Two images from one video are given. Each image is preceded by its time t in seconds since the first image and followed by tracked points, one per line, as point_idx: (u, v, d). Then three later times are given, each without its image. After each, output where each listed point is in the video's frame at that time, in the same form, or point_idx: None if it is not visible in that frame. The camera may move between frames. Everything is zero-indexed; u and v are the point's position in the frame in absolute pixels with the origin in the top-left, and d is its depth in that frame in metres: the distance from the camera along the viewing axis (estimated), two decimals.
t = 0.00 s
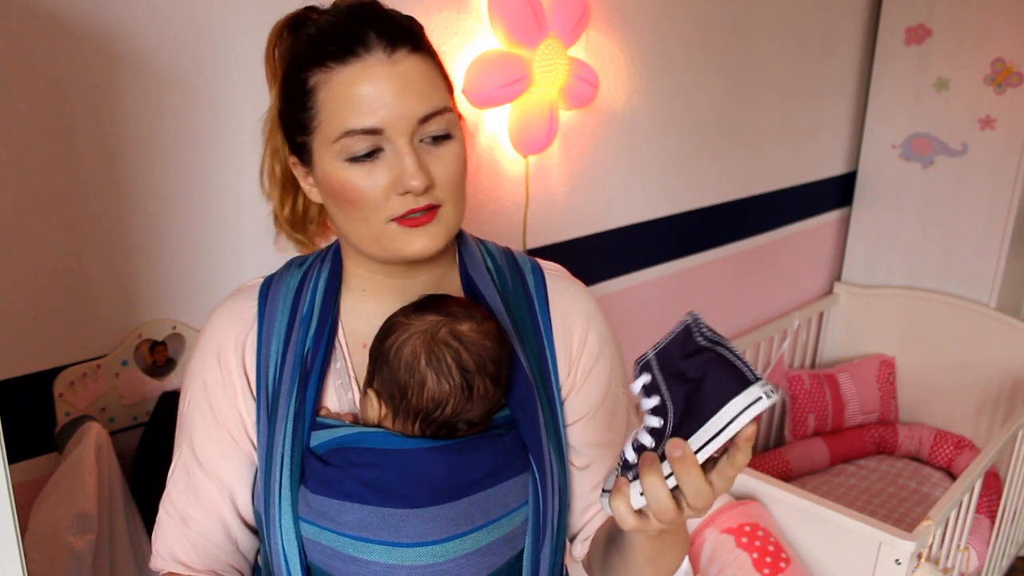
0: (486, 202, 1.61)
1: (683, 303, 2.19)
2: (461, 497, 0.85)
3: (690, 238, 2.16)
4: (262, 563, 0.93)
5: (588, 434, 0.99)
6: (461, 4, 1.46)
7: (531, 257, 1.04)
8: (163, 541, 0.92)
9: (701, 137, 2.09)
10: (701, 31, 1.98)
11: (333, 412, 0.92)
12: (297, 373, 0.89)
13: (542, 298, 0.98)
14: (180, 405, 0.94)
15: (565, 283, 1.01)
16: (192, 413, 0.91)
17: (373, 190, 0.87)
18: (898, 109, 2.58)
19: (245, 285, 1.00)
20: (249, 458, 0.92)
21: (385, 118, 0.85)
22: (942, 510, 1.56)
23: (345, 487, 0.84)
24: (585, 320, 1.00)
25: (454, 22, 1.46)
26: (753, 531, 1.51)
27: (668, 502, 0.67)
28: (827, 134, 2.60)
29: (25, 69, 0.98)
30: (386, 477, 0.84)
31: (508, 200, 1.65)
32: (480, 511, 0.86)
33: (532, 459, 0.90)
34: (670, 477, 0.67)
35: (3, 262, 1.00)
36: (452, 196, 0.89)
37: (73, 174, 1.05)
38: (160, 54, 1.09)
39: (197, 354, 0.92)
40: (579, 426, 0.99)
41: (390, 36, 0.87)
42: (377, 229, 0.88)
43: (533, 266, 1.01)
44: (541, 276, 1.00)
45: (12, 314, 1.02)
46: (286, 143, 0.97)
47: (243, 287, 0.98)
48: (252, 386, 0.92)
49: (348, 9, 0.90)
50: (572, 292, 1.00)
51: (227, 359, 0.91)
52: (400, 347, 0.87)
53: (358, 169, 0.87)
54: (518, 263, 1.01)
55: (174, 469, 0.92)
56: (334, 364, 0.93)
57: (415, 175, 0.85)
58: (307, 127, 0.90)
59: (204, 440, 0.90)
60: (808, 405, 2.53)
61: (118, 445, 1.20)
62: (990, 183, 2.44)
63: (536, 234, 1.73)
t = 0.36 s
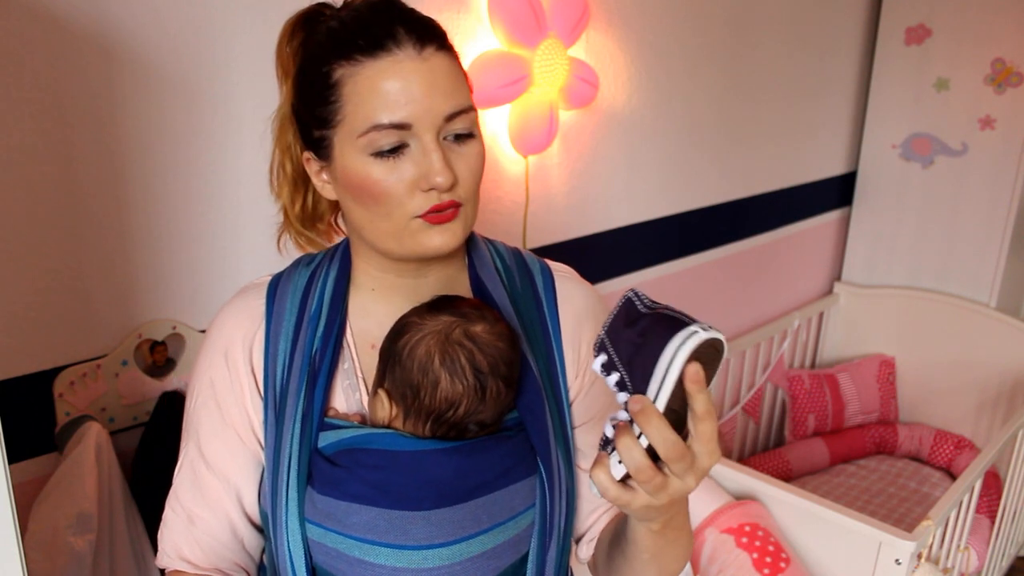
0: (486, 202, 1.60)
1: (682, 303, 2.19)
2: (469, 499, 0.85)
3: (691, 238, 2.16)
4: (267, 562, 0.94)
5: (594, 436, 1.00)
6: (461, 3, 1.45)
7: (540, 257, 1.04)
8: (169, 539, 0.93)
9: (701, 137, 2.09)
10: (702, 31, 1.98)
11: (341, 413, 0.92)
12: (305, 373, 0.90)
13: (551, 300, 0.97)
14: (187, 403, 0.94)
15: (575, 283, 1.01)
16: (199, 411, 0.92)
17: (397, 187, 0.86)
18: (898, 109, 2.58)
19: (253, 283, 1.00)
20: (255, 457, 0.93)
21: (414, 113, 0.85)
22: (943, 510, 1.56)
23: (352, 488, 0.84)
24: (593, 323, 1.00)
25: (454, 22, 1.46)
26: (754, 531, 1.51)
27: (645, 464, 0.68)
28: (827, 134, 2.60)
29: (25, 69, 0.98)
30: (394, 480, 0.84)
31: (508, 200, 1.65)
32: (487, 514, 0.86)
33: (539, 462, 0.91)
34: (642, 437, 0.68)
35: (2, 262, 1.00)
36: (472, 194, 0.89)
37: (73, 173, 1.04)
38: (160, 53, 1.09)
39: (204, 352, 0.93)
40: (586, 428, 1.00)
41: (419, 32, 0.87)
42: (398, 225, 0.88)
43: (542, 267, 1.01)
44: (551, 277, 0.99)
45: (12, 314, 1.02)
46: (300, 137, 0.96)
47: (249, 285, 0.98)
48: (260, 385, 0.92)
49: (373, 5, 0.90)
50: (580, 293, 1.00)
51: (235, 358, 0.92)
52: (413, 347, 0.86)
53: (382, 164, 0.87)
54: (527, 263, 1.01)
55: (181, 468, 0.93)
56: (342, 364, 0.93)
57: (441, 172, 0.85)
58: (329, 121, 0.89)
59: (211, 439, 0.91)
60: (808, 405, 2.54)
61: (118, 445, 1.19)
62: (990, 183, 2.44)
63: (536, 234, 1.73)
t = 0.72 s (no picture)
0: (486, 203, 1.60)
1: (682, 303, 2.19)
2: (469, 507, 0.85)
3: (690, 238, 2.16)
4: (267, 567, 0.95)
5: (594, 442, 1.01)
6: (461, 4, 1.45)
7: (543, 261, 1.05)
8: (169, 545, 0.94)
9: (701, 137, 2.09)
10: (701, 31, 1.98)
11: (341, 419, 0.93)
12: (305, 378, 0.90)
13: (553, 305, 0.98)
14: (188, 408, 0.95)
15: (577, 287, 1.01)
16: (200, 417, 0.92)
17: (411, 189, 0.86)
18: (898, 109, 2.58)
19: (254, 287, 1.00)
20: (256, 462, 0.93)
21: (435, 117, 0.85)
22: (942, 510, 1.56)
23: (351, 495, 0.85)
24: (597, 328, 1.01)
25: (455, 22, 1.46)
26: (753, 531, 1.52)
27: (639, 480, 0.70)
28: (827, 134, 2.60)
29: (25, 70, 0.98)
30: (393, 487, 0.84)
31: (508, 200, 1.65)
32: (487, 522, 0.86)
33: (541, 469, 0.91)
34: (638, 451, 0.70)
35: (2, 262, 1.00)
36: (483, 201, 0.90)
37: (72, 174, 1.05)
38: (160, 54, 1.09)
39: (204, 357, 0.93)
40: (587, 433, 1.01)
41: (443, 37, 0.87)
42: (408, 228, 0.88)
43: (545, 270, 1.01)
44: (553, 282, 1.00)
45: (12, 314, 1.02)
46: (311, 132, 0.96)
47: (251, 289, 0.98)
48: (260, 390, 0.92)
49: (400, 7, 0.90)
50: (583, 298, 1.01)
51: (235, 362, 0.92)
52: (410, 354, 0.86)
53: (397, 166, 0.87)
54: (529, 267, 1.01)
55: (181, 473, 0.94)
56: (343, 369, 0.94)
57: (458, 178, 0.85)
58: (345, 119, 0.89)
59: (211, 445, 0.92)
60: (808, 405, 2.54)
61: (118, 445, 1.20)
62: (990, 183, 2.44)
63: (536, 234, 1.73)
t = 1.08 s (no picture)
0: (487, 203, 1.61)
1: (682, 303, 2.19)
2: (471, 518, 0.85)
3: (691, 239, 2.16)
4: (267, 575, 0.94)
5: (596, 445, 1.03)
6: (461, 4, 1.46)
7: (547, 266, 1.06)
8: (168, 551, 0.94)
9: (701, 136, 2.09)
10: (702, 31, 1.98)
11: (341, 426, 0.93)
12: (306, 385, 0.90)
13: (558, 311, 1.00)
14: (188, 413, 0.95)
15: (582, 292, 1.03)
16: (200, 422, 0.92)
17: (417, 196, 0.86)
18: (898, 109, 2.58)
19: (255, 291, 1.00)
20: (256, 468, 0.93)
21: (445, 123, 0.85)
22: (942, 510, 1.55)
23: (351, 505, 0.85)
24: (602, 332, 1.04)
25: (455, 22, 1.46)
26: (753, 531, 1.52)
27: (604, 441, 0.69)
28: (827, 134, 2.60)
29: (25, 70, 0.98)
30: (393, 497, 0.84)
31: (508, 200, 1.65)
32: (489, 532, 0.86)
33: (544, 477, 0.91)
34: (606, 416, 0.69)
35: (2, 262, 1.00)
36: (489, 209, 0.90)
37: (72, 174, 1.05)
38: (160, 54, 1.09)
39: (205, 362, 0.94)
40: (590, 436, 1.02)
41: (456, 43, 0.87)
42: (413, 234, 0.88)
43: (549, 276, 1.03)
44: (558, 288, 1.02)
45: (12, 314, 1.02)
46: (316, 133, 0.96)
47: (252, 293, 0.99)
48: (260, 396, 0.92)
49: (414, 10, 0.90)
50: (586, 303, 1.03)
51: (235, 368, 0.92)
52: (411, 362, 0.87)
53: (405, 171, 0.87)
54: (533, 272, 1.02)
55: (181, 479, 0.93)
56: (343, 376, 0.94)
57: (466, 186, 0.86)
58: (353, 122, 0.89)
59: (211, 450, 0.92)
60: (808, 405, 2.54)
61: (118, 445, 1.19)
62: (990, 183, 2.44)
63: (536, 234, 1.73)
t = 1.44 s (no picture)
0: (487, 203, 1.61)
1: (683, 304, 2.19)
2: (472, 524, 0.85)
3: (690, 239, 2.16)
4: None
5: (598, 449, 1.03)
6: (461, 4, 1.45)
7: (547, 266, 1.06)
8: (168, 554, 0.94)
9: (701, 136, 2.09)
10: (702, 30, 1.98)
11: (342, 429, 0.93)
12: (306, 387, 0.90)
13: (558, 311, 1.00)
14: (188, 415, 0.95)
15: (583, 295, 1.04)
16: (199, 424, 0.92)
17: (422, 203, 0.86)
18: (898, 109, 2.58)
19: (256, 292, 1.01)
20: (256, 470, 0.93)
21: (451, 130, 0.85)
22: (943, 510, 1.55)
23: (351, 512, 0.84)
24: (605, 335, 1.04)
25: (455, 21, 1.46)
26: (753, 531, 1.52)
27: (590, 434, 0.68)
28: (827, 134, 2.60)
29: (25, 70, 0.98)
30: (393, 504, 0.84)
31: (508, 200, 1.65)
32: (489, 538, 0.86)
33: (545, 482, 0.92)
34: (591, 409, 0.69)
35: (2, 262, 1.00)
36: (492, 216, 0.90)
37: (72, 174, 1.04)
38: (160, 54, 1.09)
39: (205, 363, 0.94)
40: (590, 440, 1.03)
41: (464, 48, 0.87)
42: (416, 240, 0.89)
43: (550, 278, 1.03)
44: (559, 290, 1.02)
45: (12, 314, 1.02)
46: (319, 133, 0.95)
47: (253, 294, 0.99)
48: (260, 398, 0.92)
49: (422, 14, 0.90)
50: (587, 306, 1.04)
51: (235, 369, 0.92)
52: (409, 369, 0.86)
53: (409, 177, 0.86)
54: (534, 274, 1.03)
55: (180, 481, 0.93)
56: (344, 379, 0.94)
57: (470, 194, 0.86)
58: (357, 126, 0.88)
59: (210, 452, 0.92)
60: (808, 405, 2.54)
61: (118, 445, 1.19)
62: (990, 183, 2.44)
63: (537, 234, 1.73)
